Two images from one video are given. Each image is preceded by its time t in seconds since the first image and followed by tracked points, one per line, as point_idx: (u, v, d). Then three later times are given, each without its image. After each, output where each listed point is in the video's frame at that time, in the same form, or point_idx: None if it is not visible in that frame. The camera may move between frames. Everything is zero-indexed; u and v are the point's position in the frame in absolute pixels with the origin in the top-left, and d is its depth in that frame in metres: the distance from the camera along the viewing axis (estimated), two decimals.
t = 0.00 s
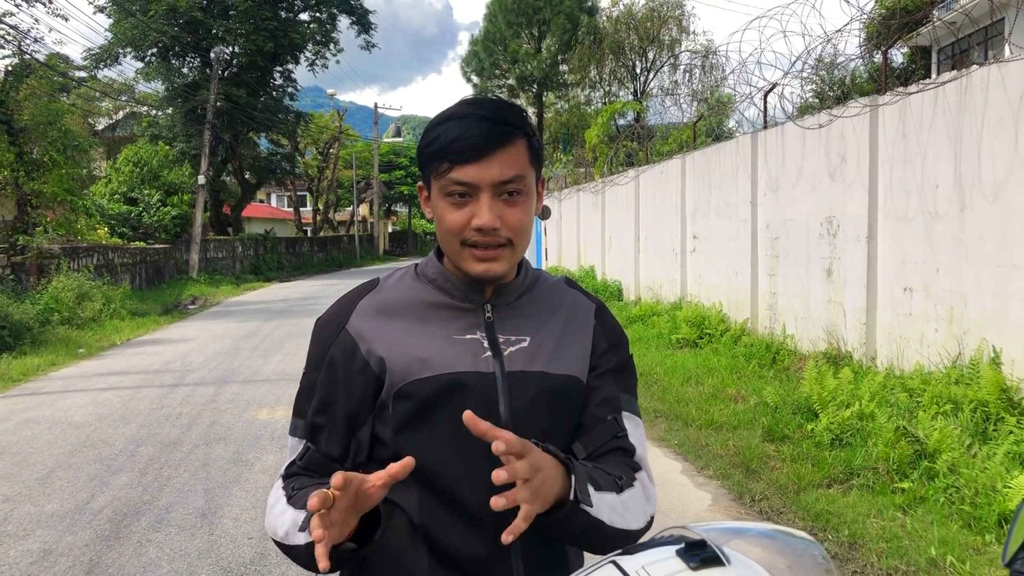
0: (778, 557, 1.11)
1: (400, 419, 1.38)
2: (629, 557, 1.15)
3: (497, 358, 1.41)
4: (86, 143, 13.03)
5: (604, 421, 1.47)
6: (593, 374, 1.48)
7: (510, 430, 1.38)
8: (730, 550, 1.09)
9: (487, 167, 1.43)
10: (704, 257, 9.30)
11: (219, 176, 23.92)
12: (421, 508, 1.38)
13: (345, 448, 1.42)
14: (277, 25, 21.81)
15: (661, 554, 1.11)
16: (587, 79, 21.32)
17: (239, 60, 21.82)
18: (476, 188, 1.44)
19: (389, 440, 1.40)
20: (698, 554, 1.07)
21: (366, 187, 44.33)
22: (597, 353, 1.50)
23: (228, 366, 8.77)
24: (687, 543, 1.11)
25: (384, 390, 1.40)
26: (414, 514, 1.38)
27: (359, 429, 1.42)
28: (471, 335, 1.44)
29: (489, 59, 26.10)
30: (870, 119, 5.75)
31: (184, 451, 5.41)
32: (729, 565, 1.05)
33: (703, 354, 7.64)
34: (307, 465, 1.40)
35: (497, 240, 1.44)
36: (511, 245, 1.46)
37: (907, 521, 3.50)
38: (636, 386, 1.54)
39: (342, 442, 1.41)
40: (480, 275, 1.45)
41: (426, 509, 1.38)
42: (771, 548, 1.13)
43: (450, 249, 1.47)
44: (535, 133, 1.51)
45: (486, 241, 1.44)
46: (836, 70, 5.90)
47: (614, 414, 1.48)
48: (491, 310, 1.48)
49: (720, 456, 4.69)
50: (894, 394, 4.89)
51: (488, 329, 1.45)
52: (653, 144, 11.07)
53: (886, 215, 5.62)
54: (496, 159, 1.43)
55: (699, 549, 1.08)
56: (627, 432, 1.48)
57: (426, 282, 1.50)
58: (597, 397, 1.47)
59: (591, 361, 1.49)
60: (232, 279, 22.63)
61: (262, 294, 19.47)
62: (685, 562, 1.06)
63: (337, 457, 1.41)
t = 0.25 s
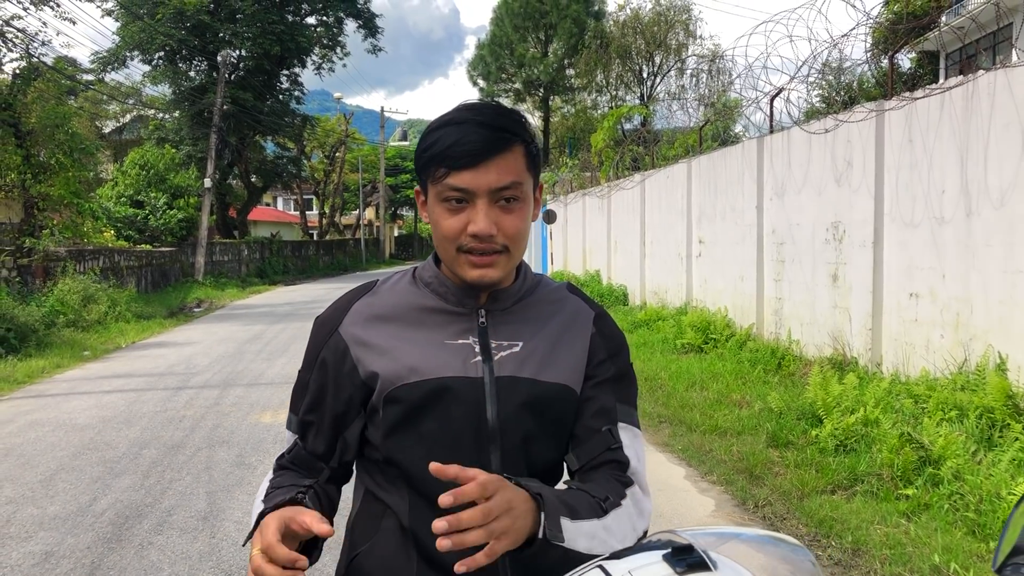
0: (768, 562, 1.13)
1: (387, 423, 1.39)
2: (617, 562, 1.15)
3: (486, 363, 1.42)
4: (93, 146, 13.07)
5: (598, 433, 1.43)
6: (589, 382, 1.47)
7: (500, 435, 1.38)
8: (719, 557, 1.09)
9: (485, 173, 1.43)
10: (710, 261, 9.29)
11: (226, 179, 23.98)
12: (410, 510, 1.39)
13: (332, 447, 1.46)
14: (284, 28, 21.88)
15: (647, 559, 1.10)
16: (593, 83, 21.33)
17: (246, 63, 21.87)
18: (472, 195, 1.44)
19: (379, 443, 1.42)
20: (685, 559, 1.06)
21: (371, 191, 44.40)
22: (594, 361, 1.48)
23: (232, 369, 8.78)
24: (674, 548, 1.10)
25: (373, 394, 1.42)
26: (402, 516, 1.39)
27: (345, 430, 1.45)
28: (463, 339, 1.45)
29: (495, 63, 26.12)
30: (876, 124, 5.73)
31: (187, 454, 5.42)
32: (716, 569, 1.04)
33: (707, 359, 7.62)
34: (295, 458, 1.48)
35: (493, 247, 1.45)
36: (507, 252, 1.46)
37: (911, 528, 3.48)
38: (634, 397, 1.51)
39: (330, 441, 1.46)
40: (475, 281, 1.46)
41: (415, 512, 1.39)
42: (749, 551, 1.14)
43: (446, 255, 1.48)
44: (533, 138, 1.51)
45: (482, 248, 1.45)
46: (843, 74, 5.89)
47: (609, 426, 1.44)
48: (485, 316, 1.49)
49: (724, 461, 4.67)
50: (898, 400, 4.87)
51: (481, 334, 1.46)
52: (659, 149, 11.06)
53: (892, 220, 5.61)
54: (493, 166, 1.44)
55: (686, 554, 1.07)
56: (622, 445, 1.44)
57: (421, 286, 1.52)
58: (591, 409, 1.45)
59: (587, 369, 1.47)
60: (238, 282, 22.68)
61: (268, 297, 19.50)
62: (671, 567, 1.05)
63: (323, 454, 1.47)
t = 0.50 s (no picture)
0: (751, 558, 1.10)
1: (382, 425, 1.40)
2: (605, 563, 1.18)
3: (480, 366, 1.43)
4: (101, 149, 13.14)
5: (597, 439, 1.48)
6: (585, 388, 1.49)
7: (493, 439, 1.39)
8: (705, 557, 1.10)
9: (478, 178, 1.45)
10: (714, 265, 9.29)
11: (233, 182, 24.11)
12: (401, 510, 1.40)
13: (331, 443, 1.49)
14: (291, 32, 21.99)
15: (634, 561, 1.13)
16: (599, 87, 21.37)
17: (253, 67, 21.98)
18: (464, 200, 1.46)
19: (373, 446, 1.42)
20: (670, 561, 1.08)
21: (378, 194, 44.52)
22: (591, 368, 1.50)
23: (237, 372, 8.82)
24: (662, 550, 1.12)
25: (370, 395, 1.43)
26: (397, 519, 1.39)
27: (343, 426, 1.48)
28: (458, 342, 1.47)
29: (501, 67, 26.17)
30: (880, 128, 5.74)
31: (192, 456, 5.45)
32: (700, 571, 1.06)
33: (712, 363, 7.62)
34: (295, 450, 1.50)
35: (482, 253, 1.46)
36: (497, 258, 1.47)
37: (913, 531, 3.48)
38: (631, 405, 1.54)
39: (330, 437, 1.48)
40: (464, 285, 1.47)
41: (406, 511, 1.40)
42: (750, 555, 1.11)
43: (438, 257, 1.49)
44: (533, 149, 1.53)
45: (471, 253, 1.46)
46: (849, 78, 5.89)
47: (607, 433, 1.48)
48: (481, 319, 1.50)
49: (726, 465, 4.68)
50: (902, 403, 4.86)
51: (477, 336, 1.48)
52: (664, 152, 11.08)
53: (896, 224, 5.61)
54: (486, 171, 1.45)
55: (671, 556, 1.09)
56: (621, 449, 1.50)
57: (418, 287, 1.54)
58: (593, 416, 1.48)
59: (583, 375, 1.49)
60: (244, 285, 22.76)
61: (274, 300, 19.57)
62: (656, 568, 1.08)
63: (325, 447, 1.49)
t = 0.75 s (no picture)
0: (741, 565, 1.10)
1: (387, 428, 1.40)
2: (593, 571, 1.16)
3: (486, 370, 1.43)
4: (103, 149, 13.16)
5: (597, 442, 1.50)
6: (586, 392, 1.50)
7: (497, 443, 1.39)
8: (695, 566, 1.09)
9: (490, 176, 1.45)
10: (717, 266, 9.27)
11: (235, 182, 24.13)
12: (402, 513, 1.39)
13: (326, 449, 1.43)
14: (294, 33, 21.99)
15: (624, 567, 1.11)
16: (602, 87, 21.35)
17: (256, 67, 21.98)
18: (476, 197, 1.46)
19: (376, 449, 1.42)
20: (660, 569, 1.07)
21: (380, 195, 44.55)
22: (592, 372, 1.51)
23: (239, 372, 8.82)
24: (651, 557, 1.11)
25: (374, 398, 1.42)
26: (400, 522, 1.39)
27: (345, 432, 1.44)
28: (463, 345, 1.47)
29: (504, 67, 26.15)
30: (883, 128, 5.73)
31: (194, 456, 5.46)
32: None
33: (714, 364, 7.61)
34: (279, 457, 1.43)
35: (493, 250, 1.46)
36: (507, 256, 1.47)
37: (915, 534, 3.47)
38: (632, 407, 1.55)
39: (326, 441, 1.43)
40: (474, 282, 1.47)
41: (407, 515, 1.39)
42: (744, 560, 1.12)
43: (446, 254, 1.49)
44: (541, 150, 1.54)
45: (482, 250, 1.46)
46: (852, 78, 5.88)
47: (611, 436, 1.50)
48: (485, 321, 1.50)
49: (728, 466, 4.67)
50: (905, 405, 4.85)
51: (481, 340, 1.48)
52: (667, 153, 11.06)
53: (899, 225, 5.60)
54: (498, 170, 1.46)
55: (661, 563, 1.08)
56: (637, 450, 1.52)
57: (421, 289, 1.53)
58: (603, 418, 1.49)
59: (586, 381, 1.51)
60: (247, 285, 22.77)
61: (277, 301, 19.57)
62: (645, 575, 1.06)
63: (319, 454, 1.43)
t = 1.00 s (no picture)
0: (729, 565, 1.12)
1: (382, 425, 1.40)
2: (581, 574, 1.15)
3: (483, 368, 1.43)
4: (106, 147, 13.17)
5: (601, 437, 1.53)
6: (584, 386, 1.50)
7: (492, 441, 1.39)
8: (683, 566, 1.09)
9: (502, 185, 1.45)
10: (719, 265, 9.26)
11: (237, 181, 24.15)
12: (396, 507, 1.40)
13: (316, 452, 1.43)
14: (297, 31, 21.99)
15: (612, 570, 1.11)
16: (605, 86, 21.32)
17: (259, 66, 21.98)
18: (486, 205, 1.46)
19: (372, 446, 1.42)
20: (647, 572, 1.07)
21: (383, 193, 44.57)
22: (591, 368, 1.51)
23: (241, 371, 8.83)
24: (638, 561, 1.11)
25: (372, 395, 1.43)
26: (393, 519, 1.39)
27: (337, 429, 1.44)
28: (460, 344, 1.47)
29: (507, 66, 26.15)
30: (885, 128, 5.72)
31: (196, 455, 5.47)
32: None
33: (716, 364, 7.60)
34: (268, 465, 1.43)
35: (499, 257, 1.46)
36: (512, 264, 1.47)
37: (917, 534, 3.47)
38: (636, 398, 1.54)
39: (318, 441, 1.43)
40: (478, 287, 1.47)
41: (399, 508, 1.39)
42: (733, 559, 1.14)
43: (451, 258, 1.49)
44: (551, 161, 1.54)
45: (489, 256, 1.46)
46: (855, 78, 5.86)
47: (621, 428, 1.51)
48: (484, 321, 1.50)
49: (730, 466, 4.67)
50: (906, 405, 4.85)
51: (480, 339, 1.48)
52: (669, 152, 11.06)
53: (901, 225, 5.59)
54: (510, 179, 1.45)
55: (649, 567, 1.08)
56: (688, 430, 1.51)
57: (423, 290, 1.53)
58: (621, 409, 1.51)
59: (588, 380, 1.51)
60: (249, 284, 22.80)
61: (278, 299, 19.59)
62: None
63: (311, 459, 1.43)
